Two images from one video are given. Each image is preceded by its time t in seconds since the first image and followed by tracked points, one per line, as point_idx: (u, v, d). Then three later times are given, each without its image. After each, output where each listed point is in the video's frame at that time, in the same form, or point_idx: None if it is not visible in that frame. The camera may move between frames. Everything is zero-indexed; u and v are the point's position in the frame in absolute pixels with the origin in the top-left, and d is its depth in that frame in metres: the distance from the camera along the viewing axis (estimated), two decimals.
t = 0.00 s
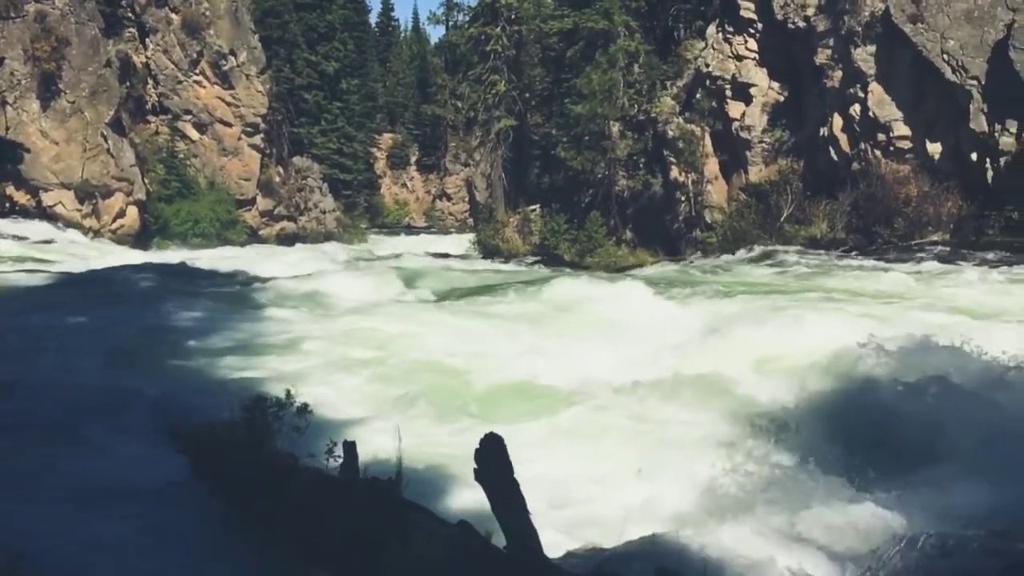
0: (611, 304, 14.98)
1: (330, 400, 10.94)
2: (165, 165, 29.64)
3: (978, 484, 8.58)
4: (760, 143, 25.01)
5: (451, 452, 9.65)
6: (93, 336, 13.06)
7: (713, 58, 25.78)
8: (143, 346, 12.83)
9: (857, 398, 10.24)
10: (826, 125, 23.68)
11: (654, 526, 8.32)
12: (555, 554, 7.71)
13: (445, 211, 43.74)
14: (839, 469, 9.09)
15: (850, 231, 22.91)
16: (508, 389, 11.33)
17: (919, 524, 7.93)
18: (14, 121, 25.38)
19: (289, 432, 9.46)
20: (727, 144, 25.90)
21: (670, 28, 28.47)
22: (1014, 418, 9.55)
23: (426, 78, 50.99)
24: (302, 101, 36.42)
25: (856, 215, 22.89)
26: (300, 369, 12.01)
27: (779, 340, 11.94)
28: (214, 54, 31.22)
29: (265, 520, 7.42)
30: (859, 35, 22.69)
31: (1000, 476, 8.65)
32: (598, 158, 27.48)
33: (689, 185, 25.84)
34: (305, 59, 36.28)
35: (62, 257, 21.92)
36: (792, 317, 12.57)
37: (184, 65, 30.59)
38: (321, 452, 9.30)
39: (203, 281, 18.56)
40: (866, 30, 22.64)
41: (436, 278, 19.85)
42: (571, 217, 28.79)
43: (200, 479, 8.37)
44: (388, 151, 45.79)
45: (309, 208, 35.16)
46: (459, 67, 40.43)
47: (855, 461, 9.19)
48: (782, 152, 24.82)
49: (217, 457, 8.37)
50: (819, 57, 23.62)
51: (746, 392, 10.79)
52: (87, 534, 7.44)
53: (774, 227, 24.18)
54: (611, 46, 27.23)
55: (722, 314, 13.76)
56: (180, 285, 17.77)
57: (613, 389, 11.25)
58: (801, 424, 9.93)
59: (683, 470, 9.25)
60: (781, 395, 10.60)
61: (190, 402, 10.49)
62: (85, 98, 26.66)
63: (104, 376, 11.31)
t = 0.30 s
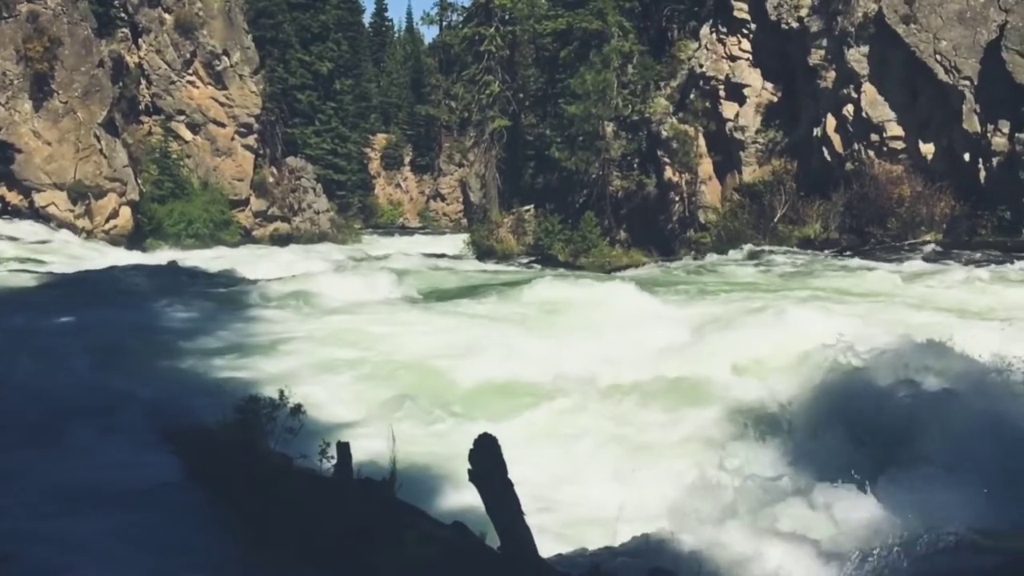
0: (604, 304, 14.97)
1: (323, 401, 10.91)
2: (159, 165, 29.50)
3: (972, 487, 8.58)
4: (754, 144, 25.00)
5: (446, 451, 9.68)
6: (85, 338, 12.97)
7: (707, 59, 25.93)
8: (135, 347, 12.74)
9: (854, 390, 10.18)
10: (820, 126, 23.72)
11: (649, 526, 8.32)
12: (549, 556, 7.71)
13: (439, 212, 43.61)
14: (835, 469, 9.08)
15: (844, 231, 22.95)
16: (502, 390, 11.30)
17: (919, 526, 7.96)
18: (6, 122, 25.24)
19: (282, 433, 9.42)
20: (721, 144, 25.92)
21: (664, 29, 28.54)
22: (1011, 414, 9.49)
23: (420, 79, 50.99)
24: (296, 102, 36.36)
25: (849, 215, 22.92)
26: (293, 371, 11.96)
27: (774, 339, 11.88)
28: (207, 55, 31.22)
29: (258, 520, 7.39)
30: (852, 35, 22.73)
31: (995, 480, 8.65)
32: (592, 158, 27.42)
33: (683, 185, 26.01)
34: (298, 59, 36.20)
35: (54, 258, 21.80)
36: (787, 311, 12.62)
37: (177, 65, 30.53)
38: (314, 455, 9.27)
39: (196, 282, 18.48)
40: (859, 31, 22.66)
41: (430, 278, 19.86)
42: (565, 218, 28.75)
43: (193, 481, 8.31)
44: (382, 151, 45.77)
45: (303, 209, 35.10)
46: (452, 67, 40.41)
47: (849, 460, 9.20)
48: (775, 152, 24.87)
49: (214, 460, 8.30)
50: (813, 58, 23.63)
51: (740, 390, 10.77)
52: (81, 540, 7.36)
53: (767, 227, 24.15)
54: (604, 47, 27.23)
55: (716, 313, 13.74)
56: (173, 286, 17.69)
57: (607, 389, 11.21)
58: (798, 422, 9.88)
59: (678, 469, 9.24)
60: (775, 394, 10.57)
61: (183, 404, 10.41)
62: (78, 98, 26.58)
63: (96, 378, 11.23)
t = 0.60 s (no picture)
0: (600, 305, 14.96)
1: (319, 402, 10.90)
2: (154, 166, 29.50)
3: (976, 486, 8.58)
4: (750, 145, 25.05)
5: (445, 450, 9.73)
6: (80, 339, 12.94)
7: (703, 60, 25.96)
8: (131, 349, 12.72)
9: (854, 388, 10.17)
10: (815, 127, 23.75)
11: (646, 527, 8.33)
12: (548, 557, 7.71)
13: (435, 213, 43.79)
14: (832, 469, 9.05)
15: (840, 232, 22.97)
16: (498, 391, 11.30)
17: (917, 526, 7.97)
18: (1, 123, 25.17)
19: (278, 434, 9.41)
20: (717, 145, 25.97)
21: (660, 30, 28.56)
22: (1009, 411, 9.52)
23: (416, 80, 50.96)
24: (292, 102, 36.36)
25: (845, 215, 22.96)
26: (289, 372, 11.94)
27: (770, 340, 11.87)
28: (203, 56, 31.15)
29: (254, 520, 7.37)
30: (847, 36, 22.80)
31: (998, 475, 8.66)
32: (588, 159, 27.33)
33: (679, 185, 26.00)
34: (294, 60, 36.15)
35: (49, 259, 21.75)
36: (782, 309, 12.71)
37: (173, 66, 30.53)
38: (311, 456, 9.27)
39: (191, 283, 18.47)
40: (854, 31, 22.74)
41: (426, 280, 19.91)
42: (561, 218, 28.64)
43: (188, 482, 8.29)
44: (378, 152, 45.78)
45: (298, 209, 34.85)
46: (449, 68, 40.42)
47: (853, 458, 9.18)
48: (771, 153, 24.89)
49: (209, 462, 8.28)
50: (809, 58, 23.65)
51: (737, 389, 10.77)
52: (76, 542, 7.33)
53: (763, 228, 24.25)
54: (601, 48, 27.25)
55: (711, 313, 13.72)
56: (168, 287, 17.68)
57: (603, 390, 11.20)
58: (794, 422, 9.86)
59: (675, 469, 9.25)
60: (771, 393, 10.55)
61: (179, 405, 10.39)
62: (73, 99, 26.53)
63: (91, 379, 11.21)
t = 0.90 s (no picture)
0: (597, 305, 14.99)
1: (316, 405, 10.89)
2: (152, 169, 29.52)
3: (980, 486, 8.59)
4: (748, 147, 25.06)
5: (443, 451, 9.75)
6: (78, 342, 12.92)
7: (700, 62, 25.95)
8: (128, 352, 12.71)
9: (853, 395, 10.20)
10: (813, 129, 23.83)
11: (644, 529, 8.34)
12: (545, 560, 7.71)
13: (433, 215, 43.82)
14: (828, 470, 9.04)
15: (837, 234, 22.96)
16: (496, 393, 11.30)
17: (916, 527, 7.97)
18: None
19: (276, 437, 9.42)
20: (714, 148, 26.03)
21: (658, 32, 28.57)
22: (1008, 414, 9.58)
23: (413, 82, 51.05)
24: (289, 105, 36.41)
25: (842, 217, 22.96)
26: (287, 375, 11.93)
27: (768, 341, 11.87)
28: (201, 58, 31.09)
29: (254, 523, 7.38)
30: (844, 39, 22.86)
31: (1002, 474, 8.68)
32: (586, 161, 27.36)
33: (677, 187, 26.02)
34: (292, 62, 36.14)
35: (46, 262, 21.72)
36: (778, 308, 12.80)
37: (170, 69, 30.50)
38: (309, 458, 9.28)
39: (189, 286, 18.46)
40: (851, 34, 22.77)
41: (423, 282, 19.95)
42: (558, 220, 28.78)
43: (188, 486, 8.29)
44: (376, 154, 45.81)
45: (296, 212, 34.81)
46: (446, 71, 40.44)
47: (856, 460, 9.18)
48: (768, 155, 24.91)
49: (207, 464, 8.28)
50: (805, 60, 23.73)
51: (735, 391, 10.77)
52: (74, 544, 7.34)
53: (761, 230, 24.23)
54: (598, 50, 27.27)
55: (708, 315, 13.75)
56: (166, 290, 17.66)
57: (601, 391, 11.21)
58: (791, 424, 9.86)
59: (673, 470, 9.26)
60: (768, 395, 10.54)
61: (176, 408, 10.38)
62: (70, 102, 26.43)
63: (88, 382, 11.19)
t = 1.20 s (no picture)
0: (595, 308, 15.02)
1: (314, 409, 10.89)
2: (150, 173, 29.50)
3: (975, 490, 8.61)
4: (746, 150, 25.09)
5: (441, 454, 9.75)
6: (75, 346, 12.90)
7: (698, 65, 25.97)
8: (125, 355, 12.69)
9: (848, 399, 10.21)
10: (810, 132, 23.86)
11: (641, 533, 8.34)
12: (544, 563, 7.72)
13: (432, 218, 43.81)
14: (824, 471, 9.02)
15: (835, 237, 22.97)
16: (494, 396, 11.31)
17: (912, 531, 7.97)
18: None
19: (273, 440, 9.42)
20: (712, 151, 26.06)
21: (655, 35, 28.58)
22: (1002, 424, 9.59)
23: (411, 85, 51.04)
24: (287, 108, 36.45)
25: (840, 221, 22.98)
26: (285, 378, 11.92)
27: (766, 345, 11.89)
28: (199, 62, 31.13)
29: (252, 527, 7.40)
30: (842, 42, 22.88)
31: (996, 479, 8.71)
32: (585, 164, 27.34)
33: (675, 191, 26.04)
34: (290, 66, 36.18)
35: (44, 266, 21.67)
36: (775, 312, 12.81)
37: (168, 73, 30.51)
38: (306, 463, 9.27)
39: (187, 289, 18.45)
40: (849, 37, 22.79)
41: (421, 286, 19.95)
42: (557, 224, 28.87)
43: (184, 490, 8.28)
44: (374, 158, 45.82)
45: (294, 216, 34.92)
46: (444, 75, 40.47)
47: (851, 462, 9.17)
48: (767, 159, 24.96)
49: (205, 469, 8.27)
50: (803, 64, 23.76)
51: (732, 394, 10.77)
52: (69, 549, 7.32)
53: (759, 234, 24.19)
54: (597, 54, 27.29)
55: (706, 318, 13.78)
56: (164, 293, 17.63)
57: (599, 394, 11.20)
58: (786, 428, 9.85)
59: (670, 471, 9.26)
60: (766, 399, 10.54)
61: (174, 412, 10.37)
62: (69, 106, 26.47)
63: (85, 386, 11.17)
